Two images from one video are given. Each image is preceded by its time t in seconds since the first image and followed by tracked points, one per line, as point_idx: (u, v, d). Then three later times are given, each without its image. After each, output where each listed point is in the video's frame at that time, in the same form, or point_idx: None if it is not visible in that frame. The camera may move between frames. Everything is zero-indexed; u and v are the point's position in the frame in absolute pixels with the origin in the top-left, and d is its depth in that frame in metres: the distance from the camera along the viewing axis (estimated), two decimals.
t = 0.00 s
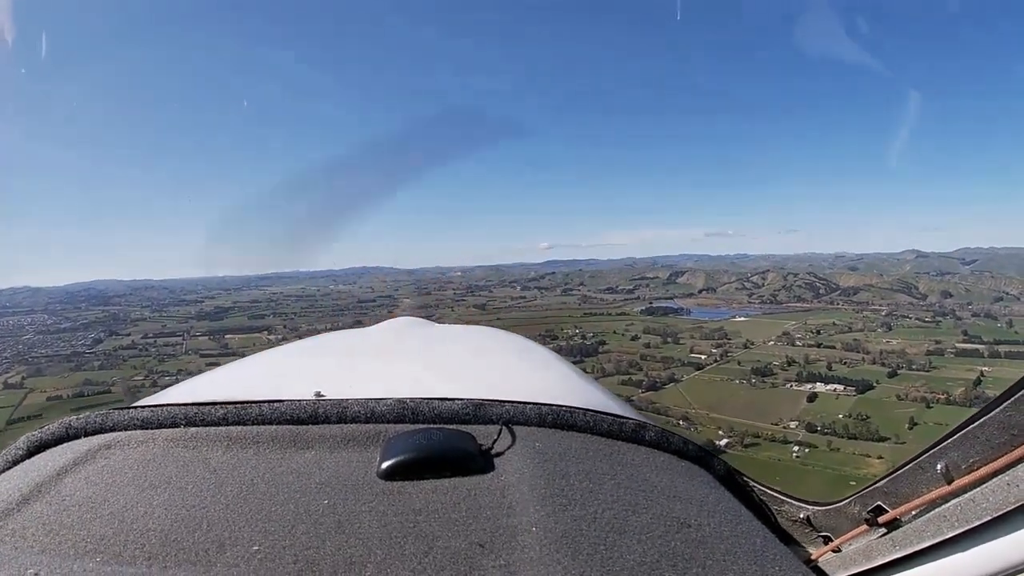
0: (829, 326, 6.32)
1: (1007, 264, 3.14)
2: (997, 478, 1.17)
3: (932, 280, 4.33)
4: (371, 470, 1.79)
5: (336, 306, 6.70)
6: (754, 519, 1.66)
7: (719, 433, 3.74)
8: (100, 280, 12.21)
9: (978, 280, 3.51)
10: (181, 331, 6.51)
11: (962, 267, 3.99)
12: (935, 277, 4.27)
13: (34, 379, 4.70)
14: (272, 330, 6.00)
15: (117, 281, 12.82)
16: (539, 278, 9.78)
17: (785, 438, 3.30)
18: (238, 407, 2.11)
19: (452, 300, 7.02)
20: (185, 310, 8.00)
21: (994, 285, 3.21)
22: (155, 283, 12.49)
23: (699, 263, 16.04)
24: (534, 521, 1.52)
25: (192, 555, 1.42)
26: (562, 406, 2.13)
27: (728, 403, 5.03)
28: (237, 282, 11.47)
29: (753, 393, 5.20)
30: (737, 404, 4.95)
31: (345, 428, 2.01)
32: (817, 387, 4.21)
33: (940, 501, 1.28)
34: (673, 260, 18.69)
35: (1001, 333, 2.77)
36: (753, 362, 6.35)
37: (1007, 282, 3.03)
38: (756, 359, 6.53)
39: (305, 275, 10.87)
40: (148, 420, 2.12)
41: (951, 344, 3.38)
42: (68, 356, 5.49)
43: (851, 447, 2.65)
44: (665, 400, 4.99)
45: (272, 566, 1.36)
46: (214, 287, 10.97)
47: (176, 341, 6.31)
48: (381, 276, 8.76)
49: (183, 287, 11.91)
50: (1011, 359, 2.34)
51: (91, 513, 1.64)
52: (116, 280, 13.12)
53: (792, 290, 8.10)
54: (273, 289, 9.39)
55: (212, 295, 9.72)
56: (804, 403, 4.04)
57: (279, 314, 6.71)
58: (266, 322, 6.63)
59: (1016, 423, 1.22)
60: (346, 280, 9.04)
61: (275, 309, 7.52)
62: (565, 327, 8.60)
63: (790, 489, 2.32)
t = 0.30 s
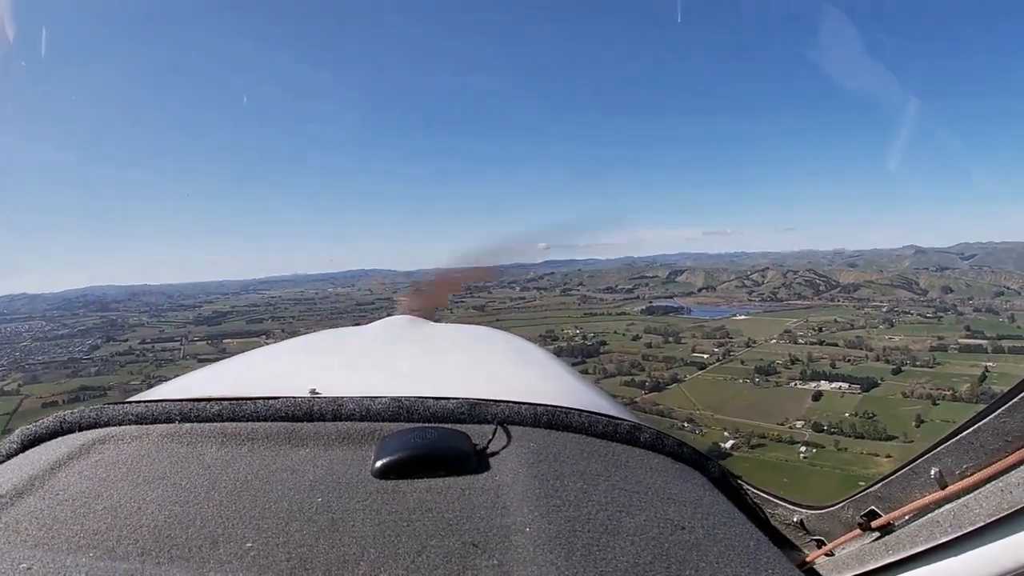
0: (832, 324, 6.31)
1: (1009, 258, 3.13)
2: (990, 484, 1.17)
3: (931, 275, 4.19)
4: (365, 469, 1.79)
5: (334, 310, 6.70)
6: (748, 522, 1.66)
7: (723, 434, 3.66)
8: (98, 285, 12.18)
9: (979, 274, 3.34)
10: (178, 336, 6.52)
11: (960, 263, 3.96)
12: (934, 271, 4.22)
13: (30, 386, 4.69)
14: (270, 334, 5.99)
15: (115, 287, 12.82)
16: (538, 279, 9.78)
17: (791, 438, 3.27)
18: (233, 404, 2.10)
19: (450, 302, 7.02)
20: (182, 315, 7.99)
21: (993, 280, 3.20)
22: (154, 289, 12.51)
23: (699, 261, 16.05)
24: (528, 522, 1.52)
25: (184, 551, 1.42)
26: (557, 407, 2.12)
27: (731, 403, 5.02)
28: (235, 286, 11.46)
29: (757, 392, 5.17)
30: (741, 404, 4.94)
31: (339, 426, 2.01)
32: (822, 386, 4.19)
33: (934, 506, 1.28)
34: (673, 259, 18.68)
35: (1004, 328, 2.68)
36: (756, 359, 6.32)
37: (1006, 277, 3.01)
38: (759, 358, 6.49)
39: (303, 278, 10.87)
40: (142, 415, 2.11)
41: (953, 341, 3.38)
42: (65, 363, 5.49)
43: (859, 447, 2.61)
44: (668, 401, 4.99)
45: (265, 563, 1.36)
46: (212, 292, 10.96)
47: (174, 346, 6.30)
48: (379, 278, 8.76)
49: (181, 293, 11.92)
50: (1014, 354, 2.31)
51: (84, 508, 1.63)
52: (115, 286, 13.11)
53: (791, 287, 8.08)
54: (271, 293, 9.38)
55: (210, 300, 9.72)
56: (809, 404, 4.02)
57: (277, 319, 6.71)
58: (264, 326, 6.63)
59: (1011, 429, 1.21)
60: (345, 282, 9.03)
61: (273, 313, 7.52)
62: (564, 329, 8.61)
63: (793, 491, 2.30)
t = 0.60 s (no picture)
0: (835, 318, 6.31)
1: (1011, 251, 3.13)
2: (989, 485, 1.16)
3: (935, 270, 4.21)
4: (364, 470, 1.79)
5: (335, 312, 6.69)
6: (747, 523, 1.66)
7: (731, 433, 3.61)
8: (98, 291, 12.20)
9: (980, 268, 3.40)
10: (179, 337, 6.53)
11: (961, 255, 3.96)
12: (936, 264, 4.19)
13: (31, 393, 4.70)
14: (271, 336, 6.00)
15: (116, 293, 12.83)
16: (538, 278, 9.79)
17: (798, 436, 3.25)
18: (232, 405, 2.10)
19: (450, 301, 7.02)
20: (182, 318, 8.01)
21: (997, 273, 3.19)
22: (155, 293, 12.54)
23: (700, 259, 16.02)
24: (527, 523, 1.51)
25: (183, 553, 1.42)
26: (556, 408, 2.12)
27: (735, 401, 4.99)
28: (236, 290, 11.46)
29: (762, 390, 5.13)
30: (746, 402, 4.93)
31: (338, 427, 2.01)
32: (828, 381, 4.17)
33: (933, 506, 1.28)
34: (675, 257, 18.65)
35: (1009, 321, 2.67)
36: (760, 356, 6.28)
37: (1009, 269, 3.00)
38: (763, 356, 6.45)
39: (303, 280, 10.87)
40: (141, 417, 2.12)
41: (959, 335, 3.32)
42: (65, 368, 5.50)
43: (867, 444, 2.59)
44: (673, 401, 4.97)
45: (264, 565, 1.36)
46: (212, 295, 10.98)
47: (174, 350, 6.29)
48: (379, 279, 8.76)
49: (181, 296, 11.94)
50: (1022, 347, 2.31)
51: (83, 509, 1.63)
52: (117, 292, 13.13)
53: (791, 282, 8.05)
54: (272, 297, 9.38)
55: (210, 304, 9.73)
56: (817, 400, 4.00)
57: (277, 322, 6.72)
58: (264, 329, 6.64)
59: (1009, 429, 1.21)
60: (345, 284, 9.03)
61: (273, 315, 7.53)
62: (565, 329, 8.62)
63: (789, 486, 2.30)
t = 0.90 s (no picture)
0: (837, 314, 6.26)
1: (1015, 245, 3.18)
2: (992, 476, 1.16)
3: (937, 266, 4.26)
4: (366, 472, 1.79)
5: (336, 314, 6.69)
6: (750, 519, 1.66)
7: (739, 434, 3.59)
8: (100, 294, 12.26)
9: (983, 263, 3.42)
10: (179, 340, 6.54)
11: (964, 250, 3.97)
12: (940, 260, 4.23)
13: (31, 397, 4.71)
14: (272, 338, 6.01)
15: (116, 297, 12.83)
16: (540, 278, 9.81)
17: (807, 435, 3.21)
18: (234, 409, 2.10)
19: (452, 301, 7.04)
20: (183, 321, 8.02)
21: (1000, 269, 3.21)
22: (156, 296, 12.59)
23: (702, 257, 16.02)
24: (530, 522, 1.51)
25: (187, 558, 1.42)
26: (557, 407, 2.12)
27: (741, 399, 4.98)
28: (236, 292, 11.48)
29: (769, 388, 5.10)
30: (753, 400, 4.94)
31: (340, 430, 2.01)
32: (835, 379, 4.18)
33: (935, 500, 1.28)
34: (677, 254, 18.64)
35: (1015, 317, 2.66)
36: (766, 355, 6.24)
37: (1013, 265, 3.02)
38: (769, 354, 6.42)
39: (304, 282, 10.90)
40: (143, 422, 2.12)
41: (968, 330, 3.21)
42: (66, 373, 5.51)
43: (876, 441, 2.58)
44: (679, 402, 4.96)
45: (267, 569, 1.36)
46: (213, 297, 11.00)
47: (175, 353, 6.30)
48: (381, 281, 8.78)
49: (182, 298, 11.97)
50: None
51: (86, 516, 1.63)
52: (116, 296, 13.14)
53: (795, 280, 8.03)
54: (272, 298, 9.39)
55: (211, 306, 9.75)
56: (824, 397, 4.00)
57: (279, 324, 6.73)
58: (265, 330, 6.65)
59: (1011, 421, 1.21)
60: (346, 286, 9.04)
61: (274, 317, 7.54)
62: (568, 328, 8.64)
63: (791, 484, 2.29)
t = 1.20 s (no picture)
0: (841, 317, 6.20)
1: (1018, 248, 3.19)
2: (996, 470, 1.16)
3: (939, 267, 4.33)
4: (370, 473, 1.79)
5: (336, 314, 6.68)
6: (755, 516, 1.66)
7: (744, 439, 3.53)
8: (101, 293, 12.31)
9: (985, 266, 3.47)
10: (178, 339, 6.54)
11: (965, 252, 3.98)
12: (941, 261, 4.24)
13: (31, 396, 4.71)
14: (271, 338, 6.02)
15: (115, 295, 12.81)
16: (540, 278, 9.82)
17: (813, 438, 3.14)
18: (237, 412, 2.10)
19: (452, 301, 7.05)
20: (182, 321, 8.03)
21: (1003, 271, 3.21)
22: (156, 295, 12.63)
23: (703, 257, 15.98)
24: (534, 522, 1.51)
25: (192, 561, 1.42)
26: (561, 406, 2.12)
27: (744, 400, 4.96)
28: (235, 291, 11.46)
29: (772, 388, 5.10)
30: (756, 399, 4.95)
31: (344, 431, 2.01)
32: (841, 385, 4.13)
33: (939, 494, 1.28)
34: (678, 255, 18.60)
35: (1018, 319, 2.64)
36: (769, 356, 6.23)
37: (1015, 267, 3.03)
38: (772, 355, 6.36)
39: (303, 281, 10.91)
40: (147, 426, 2.12)
41: (970, 333, 3.10)
42: (65, 372, 5.51)
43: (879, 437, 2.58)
44: (683, 404, 4.96)
45: (273, 571, 1.36)
46: (212, 296, 11.01)
47: (174, 352, 6.32)
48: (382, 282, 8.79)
49: (181, 297, 11.99)
50: None
51: (91, 520, 1.64)
52: (115, 293, 13.14)
53: (797, 281, 7.99)
54: (272, 298, 9.38)
55: (210, 305, 9.76)
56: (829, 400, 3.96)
57: (279, 324, 6.74)
58: (265, 330, 6.65)
59: (1014, 415, 1.21)
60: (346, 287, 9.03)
61: (274, 317, 7.55)
62: (569, 328, 8.65)
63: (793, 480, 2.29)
